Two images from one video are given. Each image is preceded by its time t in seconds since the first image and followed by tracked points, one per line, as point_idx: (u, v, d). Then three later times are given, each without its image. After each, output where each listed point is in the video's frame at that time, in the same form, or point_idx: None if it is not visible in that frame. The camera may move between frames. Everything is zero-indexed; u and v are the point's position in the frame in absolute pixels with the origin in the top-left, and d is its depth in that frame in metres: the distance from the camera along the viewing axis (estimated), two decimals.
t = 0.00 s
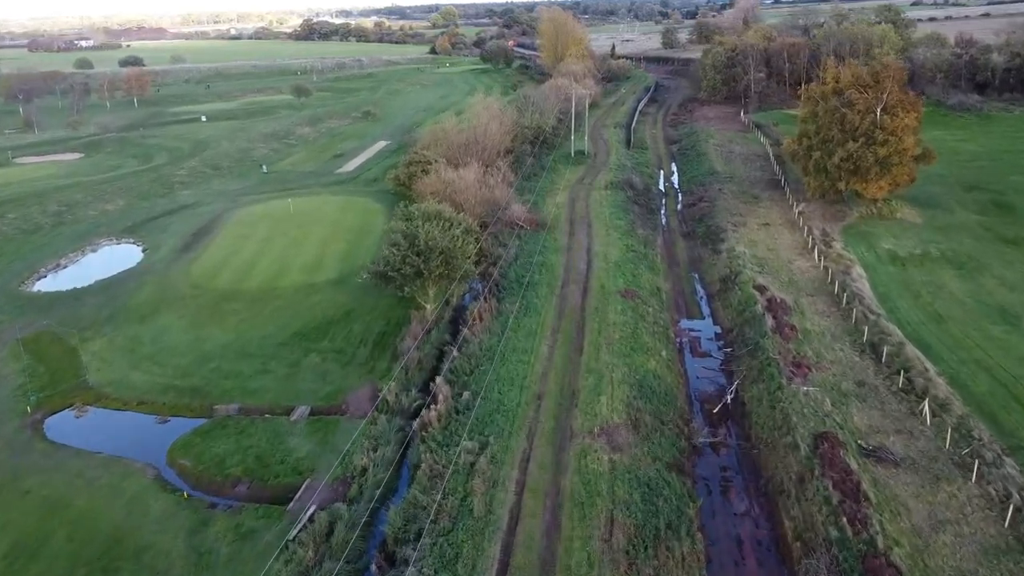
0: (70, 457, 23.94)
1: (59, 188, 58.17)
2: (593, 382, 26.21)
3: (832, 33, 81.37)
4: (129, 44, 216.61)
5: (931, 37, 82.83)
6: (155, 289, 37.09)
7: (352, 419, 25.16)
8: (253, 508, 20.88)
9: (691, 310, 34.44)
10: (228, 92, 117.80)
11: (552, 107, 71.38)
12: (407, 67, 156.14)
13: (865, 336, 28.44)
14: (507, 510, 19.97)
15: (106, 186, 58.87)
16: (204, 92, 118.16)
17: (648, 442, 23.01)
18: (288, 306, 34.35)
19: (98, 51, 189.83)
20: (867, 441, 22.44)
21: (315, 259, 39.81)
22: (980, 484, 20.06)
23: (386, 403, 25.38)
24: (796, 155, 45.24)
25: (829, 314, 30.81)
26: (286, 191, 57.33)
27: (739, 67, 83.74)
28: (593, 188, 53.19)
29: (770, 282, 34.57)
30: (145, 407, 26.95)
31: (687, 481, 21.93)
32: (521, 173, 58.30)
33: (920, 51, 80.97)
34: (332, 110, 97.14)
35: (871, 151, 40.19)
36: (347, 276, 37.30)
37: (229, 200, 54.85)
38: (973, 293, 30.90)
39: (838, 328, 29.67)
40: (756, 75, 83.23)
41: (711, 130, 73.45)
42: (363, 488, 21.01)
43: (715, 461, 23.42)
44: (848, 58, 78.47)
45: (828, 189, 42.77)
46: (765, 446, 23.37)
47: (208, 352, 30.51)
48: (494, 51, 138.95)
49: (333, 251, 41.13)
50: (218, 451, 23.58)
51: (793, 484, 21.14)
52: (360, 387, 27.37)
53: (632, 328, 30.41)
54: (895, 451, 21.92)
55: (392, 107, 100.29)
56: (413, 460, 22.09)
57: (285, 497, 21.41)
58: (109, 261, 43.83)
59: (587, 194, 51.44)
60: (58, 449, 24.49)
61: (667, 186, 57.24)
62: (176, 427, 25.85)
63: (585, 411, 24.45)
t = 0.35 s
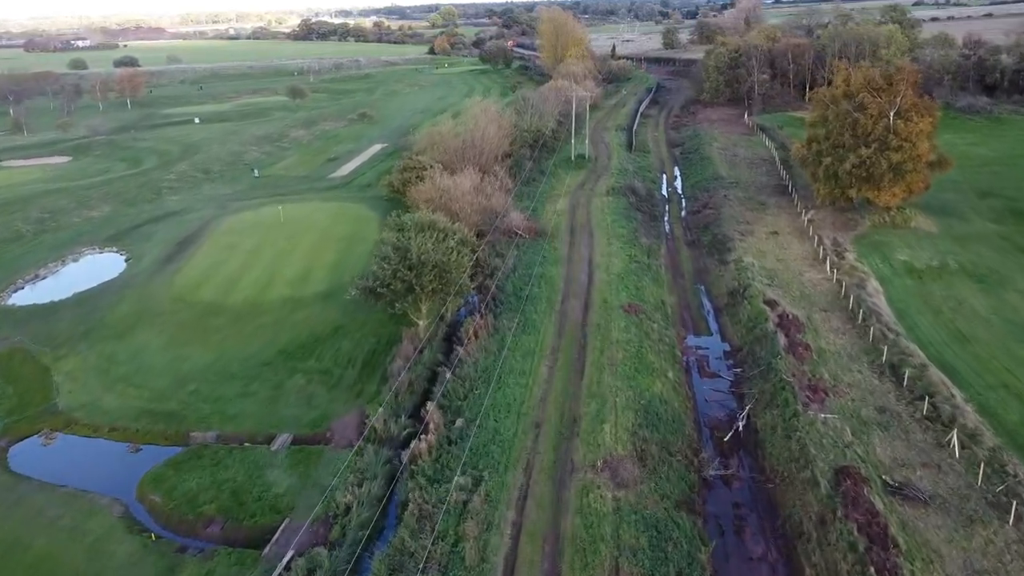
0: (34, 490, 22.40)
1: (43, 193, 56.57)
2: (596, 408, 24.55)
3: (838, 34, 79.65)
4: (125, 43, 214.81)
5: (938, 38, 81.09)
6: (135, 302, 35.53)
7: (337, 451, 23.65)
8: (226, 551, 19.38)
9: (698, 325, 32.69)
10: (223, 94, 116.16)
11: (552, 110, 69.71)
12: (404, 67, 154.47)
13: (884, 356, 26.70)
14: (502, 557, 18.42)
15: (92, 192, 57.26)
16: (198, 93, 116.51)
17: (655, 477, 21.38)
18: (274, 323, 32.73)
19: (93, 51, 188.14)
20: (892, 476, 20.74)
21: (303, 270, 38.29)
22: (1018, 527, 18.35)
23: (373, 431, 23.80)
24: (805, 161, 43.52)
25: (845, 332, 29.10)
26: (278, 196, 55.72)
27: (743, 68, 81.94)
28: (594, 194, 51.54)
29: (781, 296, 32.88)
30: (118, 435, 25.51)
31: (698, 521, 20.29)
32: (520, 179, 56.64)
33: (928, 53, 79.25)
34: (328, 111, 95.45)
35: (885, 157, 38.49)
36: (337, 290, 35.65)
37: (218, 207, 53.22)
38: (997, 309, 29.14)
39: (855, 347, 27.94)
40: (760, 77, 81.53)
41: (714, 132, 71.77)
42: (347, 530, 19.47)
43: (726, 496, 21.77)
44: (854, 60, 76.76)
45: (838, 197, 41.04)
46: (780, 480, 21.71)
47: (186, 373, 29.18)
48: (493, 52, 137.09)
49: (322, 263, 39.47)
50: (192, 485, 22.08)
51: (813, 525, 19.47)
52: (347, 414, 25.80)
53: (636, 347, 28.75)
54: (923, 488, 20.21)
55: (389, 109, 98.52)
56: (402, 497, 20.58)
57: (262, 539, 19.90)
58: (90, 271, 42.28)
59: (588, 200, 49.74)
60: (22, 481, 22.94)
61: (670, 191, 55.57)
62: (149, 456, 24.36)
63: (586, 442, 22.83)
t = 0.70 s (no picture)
0: None
1: (22, 199, 54.92)
2: (595, 436, 23.04)
3: (838, 35, 78.36)
4: (116, 44, 212.74)
5: (940, 38, 79.81)
6: (110, 317, 34.00)
7: (317, 486, 22.20)
8: None
9: (701, 341, 31.16)
10: (214, 95, 114.46)
11: (548, 112, 68.22)
12: (399, 68, 152.86)
13: (900, 376, 25.13)
14: None
15: (73, 198, 55.63)
16: (189, 95, 114.82)
17: (658, 516, 19.91)
18: (256, 341, 31.22)
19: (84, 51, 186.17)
20: (915, 514, 19.20)
21: (286, 284, 36.84)
22: None
23: (356, 463, 22.32)
24: (809, 166, 42.09)
25: (857, 350, 27.54)
26: (265, 203, 54.15)
27: (742, 69, 80.48)
28: (591, 200, 50.07)
29: (788, 310, 31.37)
30: (83, 466, 24.17)
31: (706, 565, 18.81)
32: (516, 184, 55.17)
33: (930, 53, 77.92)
34: (320, 113, 93.82)
35: (893, 164, 37.12)
36: (323, 305, 34.11)
37: (203, 213, 51.63)
38: (1016, 324, 27.67)
39: (868, 366, 26.39)
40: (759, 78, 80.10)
41: (713, 135, 70.33)
42: None
43: (736, 534, 20.27)
44: (855, 61, 75.42)
45: (844, 204, 39.66)
46: (794, 517, 20.21)
47: (158, 397, 27.79)
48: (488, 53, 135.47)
49: (309, 275, 37.91)
50: (158, 527, 20.95)
51: (831, 571, 17.98)
52: (329, 443, 24.37)
53: (637, 367, 27.23)
54: (948, 527, 18.68)
55: (382, 111, 96.91)
56: (386, 540, 19.10)
57: None
58: (67, 282, 40.75)
59: (585, 207, 48.25)
60: None
61: (669, 196, 54.10)
62: (115, 491, 23.08)
63: (585, 475, 21.35)
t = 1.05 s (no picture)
0: None
1: None
2: (581, 471, 21.31)
3: (822, 35, 77.51)
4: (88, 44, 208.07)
5: (924, 39, 79.27)
6: (63, 339, 31.80)
7: (279, 532, 20.32)
8: None
9: (691, 359, 29.57)
10: (187, 97, 111.35)
11: (530, 115, 66.59)
12: (378, 69, 150.46)
13: (903, 398, 23.69)
14: None
15: (33, 207, 53.03)
16: (161, 97, 111.80)
17: (652, 564, 18.28)
18: (219, 362, 29.12)
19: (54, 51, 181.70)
20: (929, 558, 17.68)
21: (256, 298, 34.60)
22: None
23: (320, 505, 20.47)
24: (800, 172, 40.87)
25: (856, 369, 26.10)
26: (236, 210, 51.91)
27: (726, 70, 79.36)
28: (574, 206, 48.49)
29: (782, 325, 29.90)
30: (22, 509, 22.17)
31: None
32: (496, 191, 53.41)
33: (914, 55, 77.41)
34: (296, 116, 91.36)
35: (887, 170, 36.05)
36: (292, 321, 31.98)
37: (170, 222, 49.33)
38: (1021, 339, 26.47)
39: (868, 387, 24.92)
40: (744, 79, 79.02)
41: (698, 138, 69.10)
42: None
43: None
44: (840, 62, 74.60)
45: (837, 211, 38.56)
46: (798, 561, 18.63)
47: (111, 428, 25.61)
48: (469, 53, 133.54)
49: (278, 287, 35.71)
50: None
51: None
52: (293, 481, 22.55)
53: (625, 390, 25.60)
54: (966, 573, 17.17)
55: (360, 113, 94.64)
56: None
57: None
58: (20, 298, 38.41)
59: (568, 214, 46.58)
60: None
61: (655, 201, 52.67)
62: (56, 538, 21.15)
63: (571, 515, 19.68)
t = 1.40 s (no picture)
0: None
1: None
2: (565, 508, 19.69)
3: (799, 36, 77.02)
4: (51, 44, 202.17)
5: (900, 39, 79.23)
6: (5, 366, 29.35)
7: None
8: None
9: (677, 377, 28.11)
10: (151, 100, 107.81)
11: (505, 118, 65.02)
12: (351, 70, 147.90)
13: (902, 421, 22.48)
14: None
15: None
16: (125, 100, 108.23)
17: None
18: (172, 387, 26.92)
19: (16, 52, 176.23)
20: None
21: (216, 316, 32.40)
22: None
23: (279, 554, 18.58)
24: (783, 177, 39.90)
25: (850, 389, 24.89)
26: (199, 219, 49.50)
27: (704, 71, 78.51)
28: (552, 212, 46.98)
29: (770, 339, 28.61)
30: None
31: None
32: (471, 197, 51.69)
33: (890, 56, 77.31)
34: (264, 119, 88.69)
35: (874, 175, 35.20)
36: (253, 343, 29.80)
37: (128, 232, 46.79)
38: (1019, 354, 25.67)
39: (864, 409, 23.68)
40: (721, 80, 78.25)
41: (676, 140, 68.11)
42: None
43: None
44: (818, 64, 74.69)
45: (822, 218, 37.59)
46: None
47: (52, 465, 23.34)
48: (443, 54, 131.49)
49: (239, 305, 33.45)
50: None
51: None
52: (251, 524, 20.60)
53: (609, 414, 24.05)
54: None
55: (331, 116, 92.26)
56: None
57: None
58: None
59: (546, 221, 45.02)
60: None
61: (634, 206, 51.39)
62: None
63: (556, 560, 18.09)
